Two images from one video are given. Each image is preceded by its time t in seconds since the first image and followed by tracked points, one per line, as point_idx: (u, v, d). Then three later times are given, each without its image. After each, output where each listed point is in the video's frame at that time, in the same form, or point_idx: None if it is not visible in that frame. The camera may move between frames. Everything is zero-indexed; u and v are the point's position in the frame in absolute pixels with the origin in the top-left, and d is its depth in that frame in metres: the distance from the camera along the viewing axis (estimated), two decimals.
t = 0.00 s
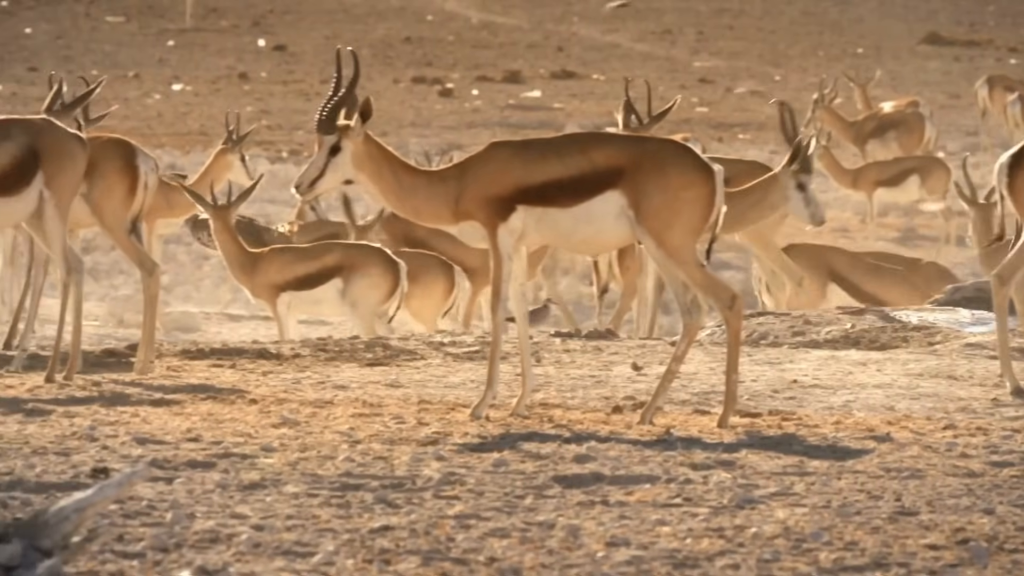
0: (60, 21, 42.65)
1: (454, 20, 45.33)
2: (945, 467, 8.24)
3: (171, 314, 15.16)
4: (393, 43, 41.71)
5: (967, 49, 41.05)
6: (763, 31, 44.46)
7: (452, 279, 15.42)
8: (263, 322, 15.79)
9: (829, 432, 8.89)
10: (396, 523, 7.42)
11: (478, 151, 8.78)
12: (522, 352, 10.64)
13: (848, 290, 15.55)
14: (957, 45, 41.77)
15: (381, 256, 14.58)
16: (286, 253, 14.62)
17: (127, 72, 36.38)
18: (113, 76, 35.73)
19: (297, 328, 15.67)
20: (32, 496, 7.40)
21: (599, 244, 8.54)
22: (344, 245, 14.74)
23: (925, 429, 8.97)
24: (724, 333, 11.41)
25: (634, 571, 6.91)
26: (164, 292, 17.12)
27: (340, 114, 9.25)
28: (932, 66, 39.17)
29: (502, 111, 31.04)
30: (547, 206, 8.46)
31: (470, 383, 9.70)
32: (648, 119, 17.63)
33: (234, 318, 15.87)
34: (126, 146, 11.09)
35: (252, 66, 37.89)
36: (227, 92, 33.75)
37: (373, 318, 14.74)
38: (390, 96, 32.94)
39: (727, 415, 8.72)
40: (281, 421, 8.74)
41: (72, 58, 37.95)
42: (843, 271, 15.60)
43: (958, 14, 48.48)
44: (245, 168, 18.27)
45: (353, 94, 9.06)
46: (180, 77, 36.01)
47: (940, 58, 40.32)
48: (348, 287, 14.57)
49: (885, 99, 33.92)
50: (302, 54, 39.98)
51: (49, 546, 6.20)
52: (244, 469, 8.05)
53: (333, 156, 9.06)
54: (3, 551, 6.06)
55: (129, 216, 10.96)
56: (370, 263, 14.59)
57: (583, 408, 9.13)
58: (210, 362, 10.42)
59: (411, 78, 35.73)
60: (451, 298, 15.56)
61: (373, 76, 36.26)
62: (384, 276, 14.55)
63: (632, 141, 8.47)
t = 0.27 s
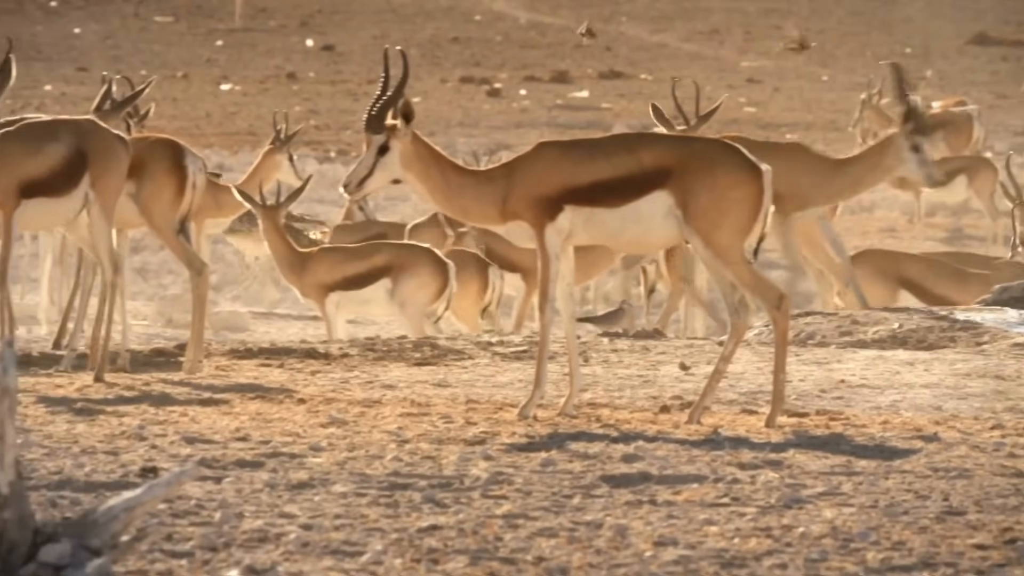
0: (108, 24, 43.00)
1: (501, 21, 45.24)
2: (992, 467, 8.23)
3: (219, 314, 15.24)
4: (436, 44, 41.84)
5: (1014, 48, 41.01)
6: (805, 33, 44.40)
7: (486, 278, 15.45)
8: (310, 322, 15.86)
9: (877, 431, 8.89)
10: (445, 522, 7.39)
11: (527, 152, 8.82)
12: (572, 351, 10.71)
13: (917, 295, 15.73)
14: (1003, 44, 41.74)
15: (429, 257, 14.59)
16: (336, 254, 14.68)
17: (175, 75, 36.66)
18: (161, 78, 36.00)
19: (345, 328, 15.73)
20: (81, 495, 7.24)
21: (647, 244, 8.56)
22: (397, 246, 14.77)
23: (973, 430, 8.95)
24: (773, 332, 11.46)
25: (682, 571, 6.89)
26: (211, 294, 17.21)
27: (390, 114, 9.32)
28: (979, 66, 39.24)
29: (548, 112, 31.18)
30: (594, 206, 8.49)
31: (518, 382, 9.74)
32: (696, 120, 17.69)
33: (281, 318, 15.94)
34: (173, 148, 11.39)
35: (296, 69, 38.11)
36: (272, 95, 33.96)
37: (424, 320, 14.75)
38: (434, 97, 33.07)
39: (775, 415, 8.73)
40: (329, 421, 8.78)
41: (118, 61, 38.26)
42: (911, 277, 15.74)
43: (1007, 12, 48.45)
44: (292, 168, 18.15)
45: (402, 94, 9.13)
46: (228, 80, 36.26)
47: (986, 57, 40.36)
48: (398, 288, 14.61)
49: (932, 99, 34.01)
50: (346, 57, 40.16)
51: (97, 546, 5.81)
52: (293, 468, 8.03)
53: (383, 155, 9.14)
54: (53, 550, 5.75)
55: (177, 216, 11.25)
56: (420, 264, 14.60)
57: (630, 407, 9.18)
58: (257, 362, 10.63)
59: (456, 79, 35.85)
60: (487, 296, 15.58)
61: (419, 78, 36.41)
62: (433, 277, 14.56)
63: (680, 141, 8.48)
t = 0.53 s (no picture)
0: (158, 34, 43.46)
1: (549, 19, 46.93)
2: None
3: (267, 314, 15.32)
4: (480, 52, 42.02)
5: None
6: (848, 42, 44.34)
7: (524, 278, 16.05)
8: (358, 322, 15.92)
9: (927, 431, 8.87)
10: (493, 522, 7.28)
11: (576, 151, 8.90)
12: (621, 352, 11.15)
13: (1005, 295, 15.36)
14: None
15: (478, 257, 14.74)
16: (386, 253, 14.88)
17: (225, 82, 37.02)
18: (211, 86, 36.36)
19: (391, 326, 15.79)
20: (128, 494, 7.13)
21: (696, 243, 8.63)
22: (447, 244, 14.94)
23: None
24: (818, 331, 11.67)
25: (732, 571, 6.79)
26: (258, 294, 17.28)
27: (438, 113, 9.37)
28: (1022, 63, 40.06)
29: (598, 113, 32.61)
30: (643, 206, 8.57)
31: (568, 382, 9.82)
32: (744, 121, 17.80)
33: (327, 317, 16.05)
34: (220, 147, 11.62)
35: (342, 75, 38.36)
36: (319, 104, 34.23)
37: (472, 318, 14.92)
38: (479, 105, 33.25)
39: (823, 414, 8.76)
40: (378, 420, 8.85)
41: (167, 68, 38.62)
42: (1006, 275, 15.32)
43: None
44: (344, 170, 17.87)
45: (448, 94, 9.17)
46: (277, 88, 36.57)
47: None
48: (445, 287, 14.78)
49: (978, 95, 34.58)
50: (391, 65, 40.38)
51: (147, 545, 5.72)
52: (342, 468, 8.00)
53: (431, 154, 9.20)
54: (102, 549, 5.64)
55: (225, 215, 11.47)
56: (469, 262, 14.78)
57: (679, 407, 9.33)
58: (308, 362, 11.17)
59: (502, 88, 36.04)
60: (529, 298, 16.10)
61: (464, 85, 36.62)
62: (481, 276, 14.71)
63: (730, 141, 8.54)
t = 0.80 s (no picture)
0: (197, 33, 43.67)
1: (589, 18, 47.46)
2: None
3: (306, 313, 15.36)
4: (517, 52, 42.03)
5: None
6: (882, 50, 44.20)
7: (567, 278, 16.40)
8: (396, 322, 15.93)
9: (967, 431, 8.85)
10: (532, 522, 7.16)
11: (614, 151, 8.95)
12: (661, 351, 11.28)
13: None
14: None
15: (512, 259, 15.18)
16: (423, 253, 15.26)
17: (264, 80, 37.16)
18: (251, 85, 36.51)
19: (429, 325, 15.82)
20: (167, 494, 7.09)
21: (736, 242, 8.72)
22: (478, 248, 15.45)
23: None
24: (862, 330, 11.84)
25: (771, 571, 6.66)
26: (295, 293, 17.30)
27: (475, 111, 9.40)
28: None
29: (637, 111, 32.81)
30: (683, 205, 8.64)
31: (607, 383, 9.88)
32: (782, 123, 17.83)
33: (364, 316, 16.11)
34: (259, 144, 11.67)
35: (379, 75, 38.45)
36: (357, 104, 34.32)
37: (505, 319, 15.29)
38: (516, 105, 33.28)
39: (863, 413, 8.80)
40: (417, 420, 8.89)
41: (205, 66, 38.96)
42: None
43: None
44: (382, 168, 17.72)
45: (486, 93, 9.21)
46: (317, 87, 36.68)
47: None
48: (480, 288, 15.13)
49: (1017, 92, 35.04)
50: (429, 65, 40.44)
51: (185, 545, 5.60)
52: (380, 467, 7.96)
53: (470, 153, 9.22)
54: (141, 548, 5.54)
55: (265, 214, 11.54)
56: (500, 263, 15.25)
57: (718, 407, 9.37)
58: (346, 362, 11.37)
59: (540, 88, 36.06)
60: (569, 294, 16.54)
61: (503, 84, 36.65)
62: (516, 277, 15.13)
63: (770, 140, 8.62)
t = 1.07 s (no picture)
0: (237, 32, 43.84)
1: (629, 17, 47.51)
2: None
3: (346, 312, 15.41)
4: (557, 50, 42.02)
5: None
6: (922, 51, 44.00)
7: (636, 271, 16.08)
8: (434, 321, 15.95)
9: (1009, 431, 8.82)
10: (572, 522, 7.09)
11: (656, 151, 9.03)
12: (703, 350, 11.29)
13: None
14: None
15: (535, 261, 16.27)
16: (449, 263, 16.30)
17: (304, 79, 37.35)
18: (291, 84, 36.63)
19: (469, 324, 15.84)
20: (207, 494, 7.09)
21: (778, 242, 8.79)
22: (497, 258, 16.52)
23: None
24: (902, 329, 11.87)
25: (813, 571, 6.56)
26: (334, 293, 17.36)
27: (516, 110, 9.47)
28: None
29: (677, 110, 32.85)
30: (725, 205, 8.71)
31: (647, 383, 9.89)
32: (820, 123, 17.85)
33: (403, 315, 16.15)
34: (300, 143, 11.73)
35: (418, 74, 38.50)
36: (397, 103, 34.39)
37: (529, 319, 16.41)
38: (555, 105, 33.29)
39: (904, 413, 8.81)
40: (457, 420, 8.93)
41: (244, 65, 39.13)
42: None
43: None
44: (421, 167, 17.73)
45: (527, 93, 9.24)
46: (357, 86, 36.77)
47: None
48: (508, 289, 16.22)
49: None
50: (468, 64, 40.48)
51: (225, 545, 5.51)
52: (421, 467, 7.96)
53: (510, 152, 9.30)
54: (181, 548, 5.45)
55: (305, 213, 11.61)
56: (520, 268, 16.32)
57: (760, 407, 9.38)
58: (387, 361, 11.40)
59: (580, 87, 36.04)
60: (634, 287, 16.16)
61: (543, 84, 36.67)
62: (538, 277, 16.24)
63: (812, 141, 8.67)
